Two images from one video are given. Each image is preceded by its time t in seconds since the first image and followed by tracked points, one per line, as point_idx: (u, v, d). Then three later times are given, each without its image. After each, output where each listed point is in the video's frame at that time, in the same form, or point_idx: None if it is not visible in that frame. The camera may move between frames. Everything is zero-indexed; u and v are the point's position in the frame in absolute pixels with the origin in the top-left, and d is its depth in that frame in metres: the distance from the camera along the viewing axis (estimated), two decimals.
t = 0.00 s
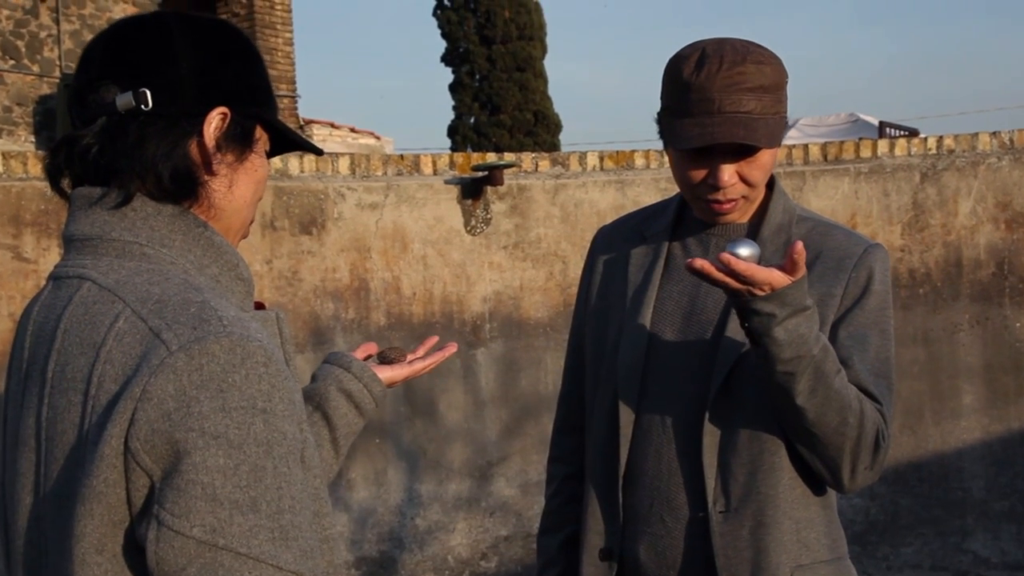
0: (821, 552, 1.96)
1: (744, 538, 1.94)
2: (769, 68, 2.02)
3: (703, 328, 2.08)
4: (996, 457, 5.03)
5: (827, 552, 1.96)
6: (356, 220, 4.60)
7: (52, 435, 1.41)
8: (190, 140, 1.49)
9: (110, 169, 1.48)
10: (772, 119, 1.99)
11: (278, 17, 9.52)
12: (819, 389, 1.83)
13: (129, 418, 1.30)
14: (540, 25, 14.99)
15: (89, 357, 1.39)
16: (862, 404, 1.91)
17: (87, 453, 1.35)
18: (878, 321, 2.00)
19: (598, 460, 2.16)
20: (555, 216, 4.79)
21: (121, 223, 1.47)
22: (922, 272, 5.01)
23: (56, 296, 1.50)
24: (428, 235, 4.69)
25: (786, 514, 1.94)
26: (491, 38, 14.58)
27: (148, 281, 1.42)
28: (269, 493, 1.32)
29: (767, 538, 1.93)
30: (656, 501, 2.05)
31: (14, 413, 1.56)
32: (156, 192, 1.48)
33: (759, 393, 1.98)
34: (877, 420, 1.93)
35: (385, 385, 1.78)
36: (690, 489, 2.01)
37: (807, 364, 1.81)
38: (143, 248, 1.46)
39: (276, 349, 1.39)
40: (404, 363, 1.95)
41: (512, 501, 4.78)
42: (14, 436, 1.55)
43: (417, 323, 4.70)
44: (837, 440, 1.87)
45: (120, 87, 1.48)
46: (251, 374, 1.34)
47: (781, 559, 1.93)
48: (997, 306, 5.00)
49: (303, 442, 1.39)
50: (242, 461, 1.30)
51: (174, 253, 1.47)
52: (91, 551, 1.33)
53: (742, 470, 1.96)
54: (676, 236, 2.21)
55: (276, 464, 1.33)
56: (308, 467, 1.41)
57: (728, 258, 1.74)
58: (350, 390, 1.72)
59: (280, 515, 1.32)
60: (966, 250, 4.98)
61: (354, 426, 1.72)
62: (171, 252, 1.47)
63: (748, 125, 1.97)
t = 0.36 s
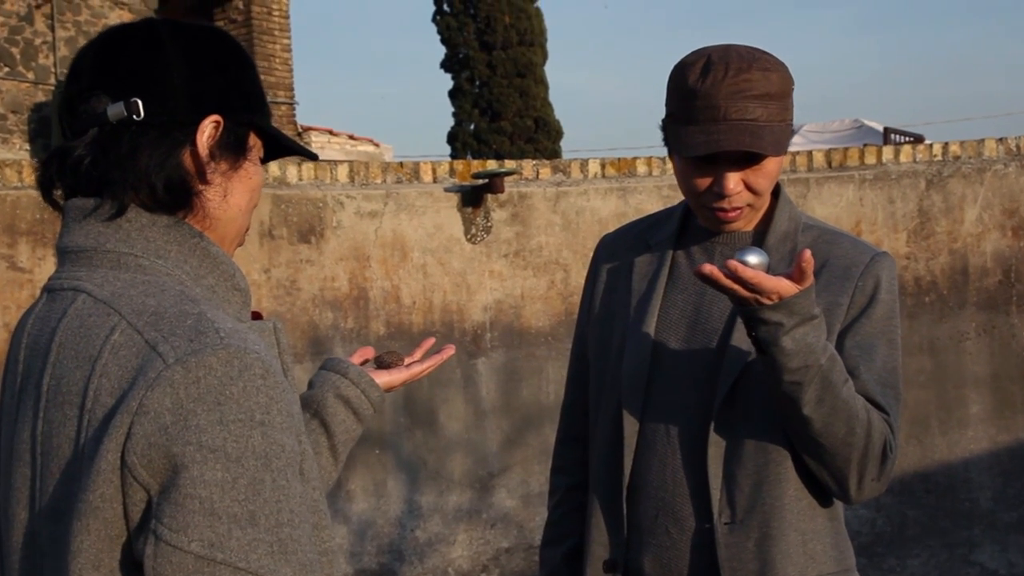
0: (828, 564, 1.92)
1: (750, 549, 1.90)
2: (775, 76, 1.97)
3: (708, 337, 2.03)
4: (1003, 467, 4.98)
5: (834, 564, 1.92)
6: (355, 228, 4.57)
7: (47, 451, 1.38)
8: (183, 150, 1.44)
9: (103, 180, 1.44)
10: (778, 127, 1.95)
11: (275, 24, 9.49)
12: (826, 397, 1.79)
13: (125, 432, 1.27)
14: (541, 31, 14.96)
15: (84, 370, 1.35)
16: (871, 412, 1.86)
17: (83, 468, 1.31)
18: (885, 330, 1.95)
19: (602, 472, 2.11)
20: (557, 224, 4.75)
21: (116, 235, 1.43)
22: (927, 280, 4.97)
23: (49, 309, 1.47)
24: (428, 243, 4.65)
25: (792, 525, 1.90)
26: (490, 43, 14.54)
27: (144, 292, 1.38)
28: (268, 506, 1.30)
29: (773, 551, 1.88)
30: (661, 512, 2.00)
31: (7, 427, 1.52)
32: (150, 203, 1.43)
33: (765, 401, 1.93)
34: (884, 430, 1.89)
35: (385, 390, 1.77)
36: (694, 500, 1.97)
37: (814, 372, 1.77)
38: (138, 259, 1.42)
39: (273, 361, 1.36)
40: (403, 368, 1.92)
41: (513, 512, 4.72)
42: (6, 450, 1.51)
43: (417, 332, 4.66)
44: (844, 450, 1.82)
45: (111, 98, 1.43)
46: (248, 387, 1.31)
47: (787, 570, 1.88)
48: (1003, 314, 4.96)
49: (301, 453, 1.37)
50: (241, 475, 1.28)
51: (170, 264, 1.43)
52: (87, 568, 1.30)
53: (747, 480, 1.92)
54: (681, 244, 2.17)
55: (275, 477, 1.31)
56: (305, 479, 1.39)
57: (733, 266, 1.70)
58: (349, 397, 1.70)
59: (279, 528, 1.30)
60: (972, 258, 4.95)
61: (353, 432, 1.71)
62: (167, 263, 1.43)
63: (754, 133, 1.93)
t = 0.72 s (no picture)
0: None
1: (757, 562, 1.85)
2: (781, 81, 1.92)
3: (713, 346, 1.98)
4: (1013, 475, 4.93)
5: None
6: (355, 235, 4.53)
7: (43, 464, 1.32)
8: (181, 158, 1.40)
9: (99, 188, 1.39)
10: (782, 134, 1.90)
11: (273, 28, 9.45)
12: (832, 406, 1.74)
13: (122, 445, 1.23)
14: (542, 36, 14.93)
15: (80, 382, 1.30)
16: (877, 422, 1.81)
17: (80, 482, 1.26)
18: (893, 338, 1.90)
19: (605, 483, 2.07)
20: (559, 230, 4.70)
21: (113, 244, 1.38)
22: (935, 286, 4.92)
23: (45, 319, 1.42)
24: (429, 250, 4.61)
25: (797, 537, 1.84)
26: (491, 47, 14.51)
27: (141, 303, 1.33)
28: (268, 520, 1.25)
29: (780, 564, 1.83)
30: (666, 523, 1.95)
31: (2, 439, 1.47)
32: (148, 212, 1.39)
33: (770, 411, 1.88)
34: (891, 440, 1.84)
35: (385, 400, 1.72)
36: (700, 511, 1.91)
37: (820, 381, 1.72)
38: (135, 268, 1.37)
39: (273, 372, 1.31)
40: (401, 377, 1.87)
41: (515, 522, 4.67)
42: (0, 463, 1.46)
43: (417, 340, 4.62)
44: (850, 460, 1.77)
45: (108, 106, 1.39)
46: (247, 399, 1.26)
47: None
48: (1012, 321, 4.92)
49: (301, 466, 1.32)
50: (240, 488, 1.23)
51: (168, 273, 1.38)
52: None
53: (753, 491, 1.87)
54: (686, 252, 2.12)
55: (275, 490, 1.26)
56: (305, 492, 1.34)
57: (734, 274, 1.65)
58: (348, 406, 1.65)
59: (279, 542, 1.26)
60: (980, 263, 4.90)
61: (352, 441, 1.65)
62: (164, 273, 1.38)
63: (759, 140, 1.88)
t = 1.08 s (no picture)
0: None
1: None
2: (786, 85, 1.86)
3: (718, 355, 1.92)
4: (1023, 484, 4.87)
5: None
6: (354, 241, 4.47)
7: (43, 477, 1.26)
8: (184, 163, 1.34)
9: (100, 194, 1.33)
10: (787, 139, 1.84)
11: (271, 31, 9.40)
12: (839, 417, 1.67)
13: (124, 457, 1.17)
14: (544, 39, 14.88)
15: (81, 391, 1.24)
16: (885, 432, 1.75)
17: (81, 496, 1.20)
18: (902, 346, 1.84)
19: (609, 495, 2.00)
20: (562, 236, 4.64)
21: (114, 251, 1.32)
22: (945, 292, 4.85)
23: (45, 329, 1.35)
24: (429, 257, 4.55)
25: (803, 551, 1.78)
26: (492, 51, 14.46)
27: (143, 311, 1.27)
28: (273, 533, 1.19)
29: None
30: (672, 535, 1.89)
31: None
32: (150, 218, 1.33)
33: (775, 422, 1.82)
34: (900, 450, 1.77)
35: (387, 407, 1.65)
36: (706, 523, 1.85)
37: (826, 392, 1.65)
38: (137, 276, 1.31)
39: (277, 383, 1.26)
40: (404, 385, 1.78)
41: (518, 533, 4.61)
42: None
43: (418, 347, 4.55)
44: (858, 471, 1.71)
45: (109, 109, 1.33)
46: (252, 410, 1.20)
47: None
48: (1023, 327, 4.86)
49: (307, 478, 1.26)
50: (244, 502, 1.17)
51: (170, 281, 1.32)
52: None
53: (759, 504, 1.80)
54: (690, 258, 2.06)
55: (280, 503, 1.20)
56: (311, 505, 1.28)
57: (735, 283, 1.59)
58: (351, 416, 1.58)
59: (284, 556, 1.20)
60: (991, 268, 4.84)
61: (354, 452, 1.60)
62: (166, 280, 1.32)
63: (764, 145, 1.82)
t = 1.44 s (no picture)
0: None
1: None
2: (790, 88, 1.80)
3: (722, 363, 1.85)
4: None
5: None
6: (353, 246, 4.41)
7: (44, 490, 1.19)
8: (189, 169, 1.28)
9: (104, 199, 1.27)
10: (792, 143, 1.77)
11: (269, 32, 9.37)
12: (846, 426, 1.60)
13: (129, 470, 1.10)
14: (547, 41, 14.83)
15: (84, 402, 1.18)
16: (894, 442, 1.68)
17: (84, 512, 1.14)
18: (911, 353, 1.77)
19: (611, 507, 1.93)
20: (564, 240, 4.58)
21: (117, 258, 1.25)
22: (956, 298, 4.78)
23: (46, 340, 1.27)
24: (430, 262, 4.49)
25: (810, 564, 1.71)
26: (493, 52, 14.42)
27: (147, 319, 1.21)
28: (281, 548, 1.13)
29: None
30: (677, 548, 1.82)
31: None
32: (155, 224, 1.26)
33: (781, 432, 1.75)
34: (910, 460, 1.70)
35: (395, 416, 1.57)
36: (712, 536, 1.78)
37: (832, 401, 1.59)
38: (141, 283, 1.25)
39: (284, 393, 1.20)
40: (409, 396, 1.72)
41: (521, 544, 4.54)
42: None
43: (420, 354, 4.49)
44: (866, 483, 1.64)
45: (115, 113, 1.27)
46: (259, 422, 1.15)
47: None
48: None
49: (314, 491, 1.20)
50: (252, 515, 1.12)
51: (174, 288, 1.26)
52: None
53: (765, 516, 1.73)
54: (694, 262, 1.99)
55: (289, 516, 1.14)
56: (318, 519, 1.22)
57: (740, 288, 1.52)
58: (357, 426, 1.51)
59: (293, 572, 1.14)
60: (1003, 273, 4.76)
61: (360, 463, 1.53)
62: (171, 287, 1.26)
63: (768, 149, 1.75)
